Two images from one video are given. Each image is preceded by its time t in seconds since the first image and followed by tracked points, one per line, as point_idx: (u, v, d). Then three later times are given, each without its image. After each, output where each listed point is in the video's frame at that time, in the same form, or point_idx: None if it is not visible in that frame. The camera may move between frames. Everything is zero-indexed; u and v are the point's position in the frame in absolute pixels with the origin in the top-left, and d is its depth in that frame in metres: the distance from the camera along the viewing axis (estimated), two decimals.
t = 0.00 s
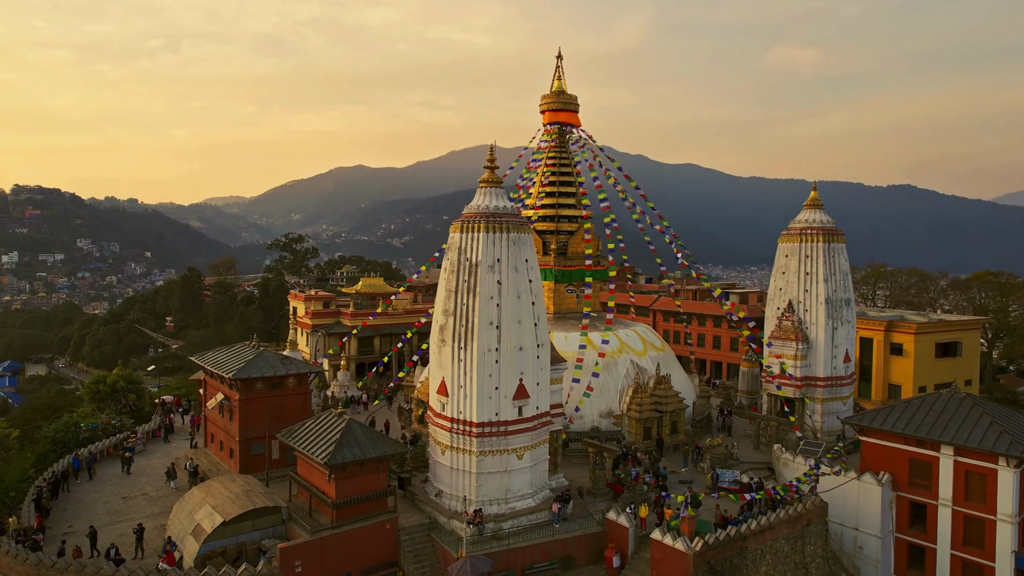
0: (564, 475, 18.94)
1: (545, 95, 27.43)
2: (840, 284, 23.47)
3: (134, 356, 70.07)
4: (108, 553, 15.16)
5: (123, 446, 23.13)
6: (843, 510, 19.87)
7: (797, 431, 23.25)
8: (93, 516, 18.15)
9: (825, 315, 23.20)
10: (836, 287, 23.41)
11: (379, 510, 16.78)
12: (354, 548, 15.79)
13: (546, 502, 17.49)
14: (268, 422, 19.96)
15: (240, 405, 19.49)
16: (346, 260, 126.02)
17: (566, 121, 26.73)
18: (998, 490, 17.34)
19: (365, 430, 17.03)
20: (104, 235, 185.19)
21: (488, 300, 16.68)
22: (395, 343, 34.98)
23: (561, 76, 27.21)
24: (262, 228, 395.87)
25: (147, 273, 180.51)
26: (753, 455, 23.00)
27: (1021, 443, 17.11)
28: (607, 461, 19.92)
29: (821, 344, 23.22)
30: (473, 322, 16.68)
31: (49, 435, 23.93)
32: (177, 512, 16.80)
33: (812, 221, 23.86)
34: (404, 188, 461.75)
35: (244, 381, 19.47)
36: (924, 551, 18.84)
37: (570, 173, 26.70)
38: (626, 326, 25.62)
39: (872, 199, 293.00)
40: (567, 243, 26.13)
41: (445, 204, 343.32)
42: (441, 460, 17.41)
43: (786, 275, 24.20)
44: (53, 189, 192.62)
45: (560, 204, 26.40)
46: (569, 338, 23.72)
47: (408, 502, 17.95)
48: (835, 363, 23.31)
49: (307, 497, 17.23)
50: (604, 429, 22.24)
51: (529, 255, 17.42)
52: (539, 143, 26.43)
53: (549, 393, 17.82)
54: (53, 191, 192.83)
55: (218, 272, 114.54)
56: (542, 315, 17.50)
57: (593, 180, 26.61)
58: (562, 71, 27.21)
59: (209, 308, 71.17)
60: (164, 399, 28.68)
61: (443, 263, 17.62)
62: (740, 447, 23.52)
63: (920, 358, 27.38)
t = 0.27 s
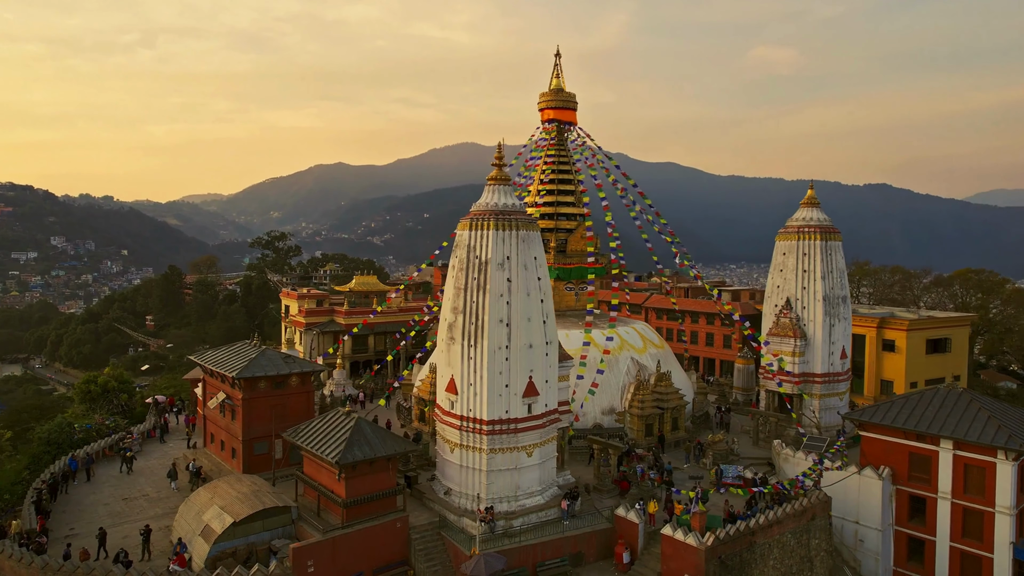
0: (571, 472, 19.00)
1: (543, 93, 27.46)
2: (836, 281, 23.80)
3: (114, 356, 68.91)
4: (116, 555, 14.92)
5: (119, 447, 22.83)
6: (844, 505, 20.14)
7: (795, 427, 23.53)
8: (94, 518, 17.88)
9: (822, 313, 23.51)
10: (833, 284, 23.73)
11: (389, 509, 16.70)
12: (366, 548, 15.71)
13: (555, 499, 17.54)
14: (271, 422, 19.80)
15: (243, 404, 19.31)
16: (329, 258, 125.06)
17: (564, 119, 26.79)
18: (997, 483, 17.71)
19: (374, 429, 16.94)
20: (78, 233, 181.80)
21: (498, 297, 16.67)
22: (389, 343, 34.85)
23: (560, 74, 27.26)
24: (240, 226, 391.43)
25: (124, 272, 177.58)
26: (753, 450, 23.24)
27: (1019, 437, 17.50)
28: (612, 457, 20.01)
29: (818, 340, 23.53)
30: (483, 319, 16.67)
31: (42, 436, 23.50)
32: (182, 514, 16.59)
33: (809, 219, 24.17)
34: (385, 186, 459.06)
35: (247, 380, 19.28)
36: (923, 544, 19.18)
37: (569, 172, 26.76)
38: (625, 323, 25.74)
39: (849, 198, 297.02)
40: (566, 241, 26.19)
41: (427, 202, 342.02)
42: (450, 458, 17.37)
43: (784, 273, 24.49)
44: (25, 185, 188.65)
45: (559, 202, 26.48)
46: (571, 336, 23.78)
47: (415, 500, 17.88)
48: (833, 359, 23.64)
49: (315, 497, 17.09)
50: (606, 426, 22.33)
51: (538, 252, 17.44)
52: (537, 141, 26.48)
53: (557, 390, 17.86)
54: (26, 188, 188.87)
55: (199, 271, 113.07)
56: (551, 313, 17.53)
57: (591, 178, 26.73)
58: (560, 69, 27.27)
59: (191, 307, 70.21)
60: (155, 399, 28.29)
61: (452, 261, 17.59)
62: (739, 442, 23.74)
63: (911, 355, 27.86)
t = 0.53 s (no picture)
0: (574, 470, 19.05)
1: (540, 92, 27.48)
2: (832, 279, 24.07)
3: (95, 356, 67.85)
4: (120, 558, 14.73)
5: (114, 447, 22.57)
6: (842, 500, 20.36)
7: (792, 423, 23.75)
8: (93, 521, 17.65)
9: (818, 310, 23.76)
10: (828, 282, 23.98)
11: (394, 508, 16.64)
12: (373, 548, 15.63)
13: (560, 497, 17.58)
14: (272, 421, 19.64)
15: (243, 403, 19.13)
16: (314, 256, 124.19)
17: (562, 118, 26.83)
18: (993, 478, 18.01)
19: (380, 428, 16.87)
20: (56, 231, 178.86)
21: (504, 296, 16.66)
22: (384, 342, 34.67)
23: (557, 73, 27.29)
24: (221, 224, 386.98)
25: (103, 271, 174.99)
26: (750, 447, 23.42)
27: (1014, 432, 17.82)
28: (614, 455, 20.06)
29: (815, 338, 23.77)
30: (489, 318, 16.65)
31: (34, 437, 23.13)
32: (185, 516, 16.43)
33: (805, 218, 24.43)
34: (368, 184, 456.57)
35: (248, 379, 19.09)
36: (920, 538, 19.48)
37: (565, 171, 26.82)
38: (623, 322, 25.82)
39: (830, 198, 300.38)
40: (564, 240, 26.24)
41: (410, 200, 340.74)
42: (456, 457, 17.35)
43: (780, 271, 24.73)
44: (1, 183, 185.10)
45: (557, 201, 26.56)
46: (570, 333, 23.81)
47: (419, 499, 17.83)
48: (828, 356, 23.90)
49: (319, 497, 16.97)
50: (605, 424, 22.39)
51: (543, 251, 17.44)
52: (535, 140, 26.54)
53: (561, 388, 17.88)
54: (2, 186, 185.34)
55: (181, 270, 111.74)
56: (555, 311, 17.56)
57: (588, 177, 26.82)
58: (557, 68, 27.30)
59: (174, 306, 69.34)
60: (145, 400, 27.95)
61: (457, 260, 17.56)
62: (736, 440, 23.90)
63: (903, 352, 28.24)
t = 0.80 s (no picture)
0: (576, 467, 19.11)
1: (535, 90, 27.49)
2: (825, 277, 24.40)
3: (71, 356, 66.56)
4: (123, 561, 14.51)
5: (106, 449, 22.21)
6: (838, 494, 20.65)
7: (786, 419, 24.07)
8: (90, 524, 17.35)
9: (812, 308, 24.09)
10: (821, 280, 24.31)
11: (400, 507, 16.56)
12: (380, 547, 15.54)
13: (564, 494, 17.64)
14: (272, 421, 19.46)
15: (243, 403, 18.91)
16: (294, 254, 123.00)
17: (557, 116, 26.88)
18: (986, 471, 18.41)
19: (384, 427, 16.77)
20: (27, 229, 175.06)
21: (510, 294, 16.65)
22: (375, 340, 34.42)
23: (552, 71, 27.31)
24: (196, 222, 381.74)
25: (76, 269, 171.64)
26: (745, 443, 23.69)
27: (1007, 426, 18.24)
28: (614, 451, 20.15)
29: (808, 335, 24.11)
30: (494, 316, 16.63)
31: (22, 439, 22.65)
32: (187, 518, 16.21)
33: (798, 216, 24.74)
34: (346, 182, 453.38)
35: (248, 379, 18.87)
36: (914, 530, 19.86)
37: (560, 169, 26.88)
38: (618, 319, 25.94)
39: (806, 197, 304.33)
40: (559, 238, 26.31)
41: (390, 198, 338.90)
42: (461, 455, 17.32)
43: (773, 268, 25.02)
44: None
45: (552, 199, 26.62)
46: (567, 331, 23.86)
47: (423, 498, 17.76)
48: (821, 353, 24.26)
49: (323, 497, 16.84)
50: (604, 421, 22.49)
51: (547, 249, 17.45)
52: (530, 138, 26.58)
53: (565, 385, 17.94)
54: None
55: (159, 268, 109.99)
56: (559, 309, 17.59)
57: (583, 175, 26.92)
58: (552, 66, 27.32)
59: (152, 305, 68.18)
60: (130, 400, 27.46)
61: (461, 257, 17.50)
62: (732, 436, 24.15)
63: (891, 348, 28.77)
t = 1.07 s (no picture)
0: (577, 464, 19.17)
1: (529, 88, 27.49)
2: (817, 275, 24.75)
3: (46, 356, 65.13)
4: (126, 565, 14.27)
5: (98, 451, 21.87)
6: (834, 489, 20.95)
7: (780, 415, 24.38)
8: (87, 526, 17.05)
9: (805, 305, 24.42)
10: (814, 278, 24.65)
11: (405, 506, 16.49)
12: (386, 547, 15.46)
13: (568, 491, 17.69)
14: (271, 421, 19.28)
15: (242, 403, 18.71)
16: (274, 253, 121.70)
17: (551, 114, 26.91)
18: (978, 464, 18.81)
19: (388, 426, 16.69)
20: None
21: (514, 292, 16.65)
22: (366, 339, 34.23)
23: (546, 69, 27.33)
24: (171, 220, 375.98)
25: (47, 267, 167.88)
26: (740, 439, 23.96)
27: (998, 420, 18.65)
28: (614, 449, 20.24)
29: (801, 332, 24.44)
30: (499, 314, 16.63)
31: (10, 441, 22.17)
32: (188, 520, 15.99)
33: (791, 215, 25.07)
34: (324, 180, 449.41)
35: (247, 378, 18.66)
36: (908, 523, 20.22)
37: (554, 167, 26.95)
38: (613, 317, 26.06)
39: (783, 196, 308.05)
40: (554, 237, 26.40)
41: (368, 196, 336.63)
42: (464, 453, 17.30)
43: (767, 266, 25.32)
44: None
45: (547, 197, 26.70)
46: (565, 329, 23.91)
47: (427, 497, 17.70)
48: (814, 349, 24.62)
49: (326, 498, 16.70)
50: (602, 418, 22.60)
51: (550, 247, 17.47)
52: (525, 136, 26.63)
53: (568, 383, 17.98)
54: None
55: (136, 267, 108.18)
56: (563, 307, 17.63)
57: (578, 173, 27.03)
58: (546, 64, 27.34)
59: (130, 304, 66.99)
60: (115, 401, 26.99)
61: (464, 256, 17.48)
62: (727, 432, 24.40)
63: (878, 344, 29.29)
